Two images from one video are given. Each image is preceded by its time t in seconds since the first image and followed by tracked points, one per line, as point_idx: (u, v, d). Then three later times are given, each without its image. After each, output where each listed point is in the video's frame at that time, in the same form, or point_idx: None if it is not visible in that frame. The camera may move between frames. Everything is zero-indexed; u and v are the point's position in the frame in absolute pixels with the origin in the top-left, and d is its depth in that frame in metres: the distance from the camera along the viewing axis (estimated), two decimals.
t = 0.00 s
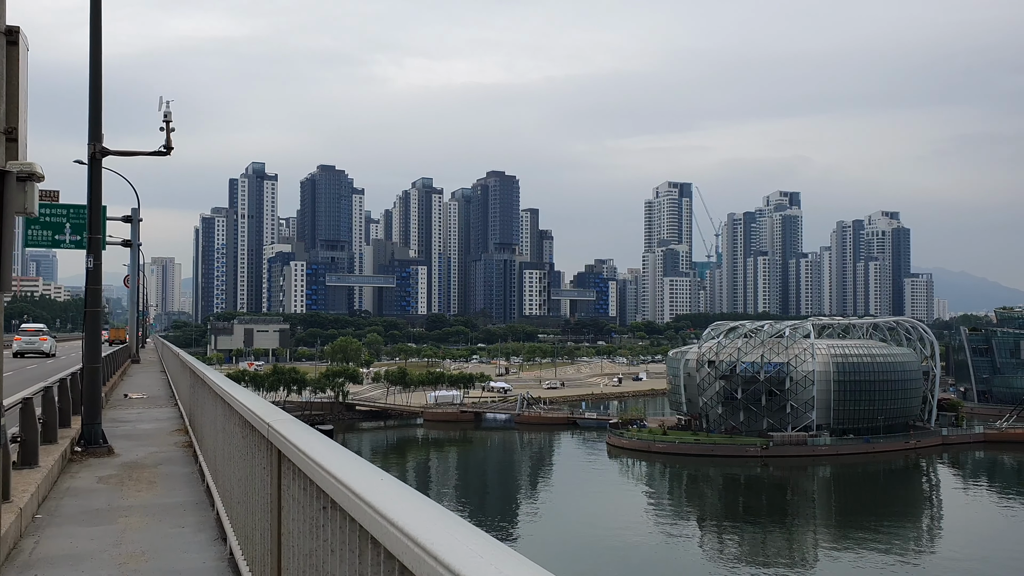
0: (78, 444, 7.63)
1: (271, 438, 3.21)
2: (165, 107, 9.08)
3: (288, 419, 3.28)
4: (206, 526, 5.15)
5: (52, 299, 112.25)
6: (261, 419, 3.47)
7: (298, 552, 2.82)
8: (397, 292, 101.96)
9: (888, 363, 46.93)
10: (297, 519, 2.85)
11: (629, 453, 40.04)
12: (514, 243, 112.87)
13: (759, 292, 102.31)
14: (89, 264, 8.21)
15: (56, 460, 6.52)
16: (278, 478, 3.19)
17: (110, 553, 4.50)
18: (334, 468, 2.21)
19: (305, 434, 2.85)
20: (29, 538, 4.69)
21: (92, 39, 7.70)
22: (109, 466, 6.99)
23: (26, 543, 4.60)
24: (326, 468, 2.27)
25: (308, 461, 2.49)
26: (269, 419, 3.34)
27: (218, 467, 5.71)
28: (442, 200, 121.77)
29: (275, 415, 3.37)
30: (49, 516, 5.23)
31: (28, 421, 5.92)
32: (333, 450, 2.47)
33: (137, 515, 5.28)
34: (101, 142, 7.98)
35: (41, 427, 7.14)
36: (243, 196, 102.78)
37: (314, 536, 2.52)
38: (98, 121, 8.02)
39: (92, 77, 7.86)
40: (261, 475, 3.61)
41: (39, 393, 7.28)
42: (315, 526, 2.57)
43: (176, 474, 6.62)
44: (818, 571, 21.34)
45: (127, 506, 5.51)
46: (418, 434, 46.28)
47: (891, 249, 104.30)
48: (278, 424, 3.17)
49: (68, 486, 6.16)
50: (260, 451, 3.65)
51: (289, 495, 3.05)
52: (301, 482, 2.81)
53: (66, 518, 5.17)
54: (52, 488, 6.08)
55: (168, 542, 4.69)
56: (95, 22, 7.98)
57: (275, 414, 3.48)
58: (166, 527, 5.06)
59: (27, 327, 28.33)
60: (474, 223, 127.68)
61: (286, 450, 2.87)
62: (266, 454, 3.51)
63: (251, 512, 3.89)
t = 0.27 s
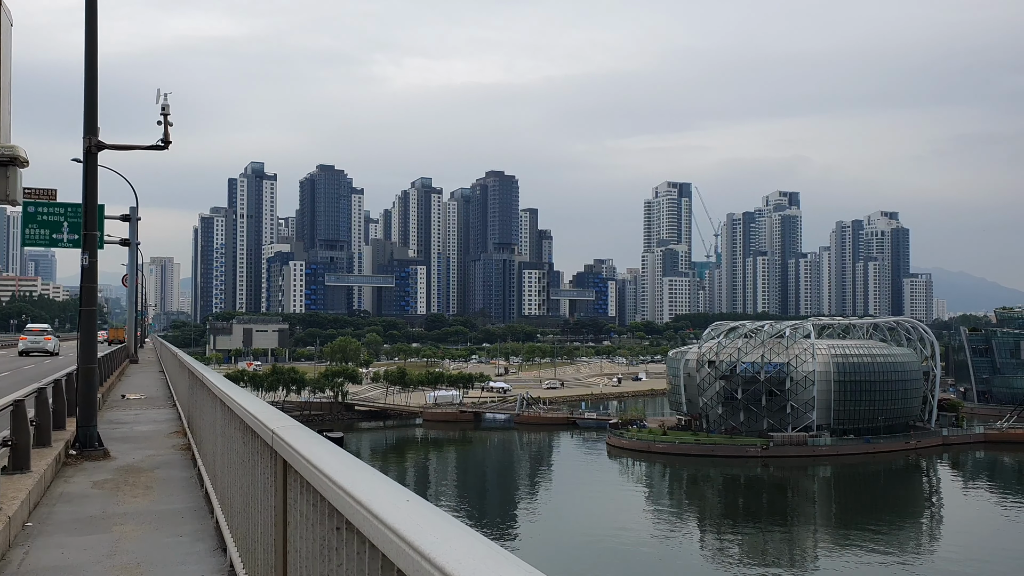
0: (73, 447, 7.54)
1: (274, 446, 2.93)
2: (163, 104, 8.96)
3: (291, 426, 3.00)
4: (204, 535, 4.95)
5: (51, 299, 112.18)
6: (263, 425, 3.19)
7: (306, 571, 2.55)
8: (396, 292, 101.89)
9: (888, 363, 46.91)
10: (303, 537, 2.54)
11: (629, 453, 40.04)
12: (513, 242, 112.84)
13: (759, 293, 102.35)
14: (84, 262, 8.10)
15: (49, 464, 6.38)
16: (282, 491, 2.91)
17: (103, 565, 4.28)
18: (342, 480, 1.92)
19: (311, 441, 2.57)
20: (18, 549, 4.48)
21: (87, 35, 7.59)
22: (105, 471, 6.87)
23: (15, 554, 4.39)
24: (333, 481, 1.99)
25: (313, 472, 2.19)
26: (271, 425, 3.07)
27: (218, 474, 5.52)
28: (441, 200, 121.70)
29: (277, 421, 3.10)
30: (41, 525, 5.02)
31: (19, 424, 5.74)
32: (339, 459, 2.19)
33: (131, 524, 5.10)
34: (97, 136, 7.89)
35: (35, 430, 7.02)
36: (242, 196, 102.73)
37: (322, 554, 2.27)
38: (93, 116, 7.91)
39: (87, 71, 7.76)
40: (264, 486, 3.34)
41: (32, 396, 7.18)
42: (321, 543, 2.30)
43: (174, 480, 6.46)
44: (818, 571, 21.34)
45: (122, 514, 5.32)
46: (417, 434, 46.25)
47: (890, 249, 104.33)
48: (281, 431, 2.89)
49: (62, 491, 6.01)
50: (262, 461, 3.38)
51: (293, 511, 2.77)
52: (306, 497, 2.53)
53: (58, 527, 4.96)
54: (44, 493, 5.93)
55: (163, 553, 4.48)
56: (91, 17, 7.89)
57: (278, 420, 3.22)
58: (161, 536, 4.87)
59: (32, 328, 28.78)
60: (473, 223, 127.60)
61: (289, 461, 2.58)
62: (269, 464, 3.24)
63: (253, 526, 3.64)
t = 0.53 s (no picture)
0: (69, 450, 7.46)
1: (282, 454, 2.68)
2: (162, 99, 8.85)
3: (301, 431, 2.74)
4: (205, 545, 4.81)
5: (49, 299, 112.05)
6: (270, 431, 2.94)
7: None
8: (395, 292, 101.77)
9: (888, 363, 46.88)
10: (316, 556, 2.33)
11: (629, 453, 40.03)
12: (512, 242, 112.77)
13: (758, 292, 102.32)
14: (81, 259, 8.02)
15: (45, 467, 6.27)
16: (291, 502, 2.66)
17: None
18: (365, 500, 1.67)
19: (328, 447, 2.31)
20: (9, 560, 4.35)
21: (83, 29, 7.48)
22: (102, 474, 6.77)
23: (6, 566, 4.24)
24: (355, 498, 1.74)
25: (332, 492, 1.94)
26: (279, 431, 2.81)
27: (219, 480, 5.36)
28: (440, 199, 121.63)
29: (286, 427, 2.85)
30: (36, 534, 4.86)
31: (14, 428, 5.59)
32: (357, 473, 1.96)
33: (128, 532, 4.98)
34: (94, 128, 7.82)
35: (29, 433, 6.92)
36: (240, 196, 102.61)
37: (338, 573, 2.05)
38: (91, 107, 7.84)
39: (85, 62, 7.70)
40: (271, 496, 3.08)
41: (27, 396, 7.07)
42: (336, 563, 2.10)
43: (172, 485, 6.35)
44: (819, 571, 21.32)
45: (120, 522, 5.17)
46: (416, 434, 46.18)
47: (890, 249, 104.32)
48: (290, 438, 2.63)
49: (57, 497, 5.87)
50: (270, 469, 3.12)
51: (305, 530, 2.51)
52: (319, 511, 2.30)
53: (52, 537, 4.80)
54: (39, 498, 5.81)
55: (161, 564, 4.34)
56: (88, 12, 7.82)
57: (289, 425, 2.95)
58: (159, 545, 4.75)
59: (37, 327, 28.96)
60: (472, 223, 127.54)
61: (300, 473, 2.35)
62: (275, 473, 3.00)
63: (260, 536, 3.40)
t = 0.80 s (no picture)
0: (65, 454, 7.37)
1: (290, 465, 2.51)
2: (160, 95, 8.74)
3: (310, 439, 2.59)
4: (205, 554, 4.69)
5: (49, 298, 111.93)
6: (274, 439, 2.78)
7: None
8: (395, 292, 101.75)
9: (889, 363, 46.86)
10: None
11: (629, 454, 40.05)
12: (512, 242, 112.80)
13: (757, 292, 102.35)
14: (77, 257, 7.96)
15: (39, 473, 6.16)
16: (299, 519, 2.50)
17: None
18: (387, 523, 1.52)
19: (340, 460, 2.15)
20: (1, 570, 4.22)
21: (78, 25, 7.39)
22: (98, 478, 6.68)
23: None
24: (374, 518, 1.59)
25: (347, 510, 1.79)
26: (285, 440, 2.66)
27: (220, 487, 5.23)
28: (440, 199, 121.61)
29: (293, 436, 2.69)
30: (30, 541, 4.74)
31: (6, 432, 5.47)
32: (375, 492, 1.80)
33: (123, 540, 4.85)
34: (90, 122, 7.76)
35: (23, 436, 6.82)
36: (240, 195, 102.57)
37: None
38: (86, 101, 7.77)
39: (81, 56, 7.64)
40: (275, 508, 2.93)
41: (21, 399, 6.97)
42: None
43: (170, 490, 6.23)
44: (820, 571, 21.36)
45: (117, 529, 5.05)
46: (416, 434, 46.16)
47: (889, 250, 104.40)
48: (297, 448, 2.47)
49: (52, 502, 5.76)
50: (273, 478, 2.97)
51: (315, 550, 2.36)
52: (329, 527, 2.15)
53: (46, 544, 4.68)
54: (33, 504, 5.69)
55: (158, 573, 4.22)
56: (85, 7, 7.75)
57: (295, 432, 2.79)
58: (156, 555, 4.62)
59: (42, 327, 29.24)
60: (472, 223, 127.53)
61: (310, 488, 2.19)
62: (280, 486, 2.84)
63: (264, 548, 3.24)
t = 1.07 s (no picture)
0: (61, 457, 7.34)
1: (296, 479, 2.44)
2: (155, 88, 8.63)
3: (316, 450, 2.51)
4: (203, 564, 4.60)
5: (48, 298, 111.81)
6: (279, 450, 2.70)
7: None
8: (395, 292, 101.74)
9: (890, 364, 46.84)
10: None
11: (630, 454, 40.07)
12: (512, 242, 112.80)
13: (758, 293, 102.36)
14: (72, 255, 7.91)
15: (33, 477, 6.09)
16: (305, 535, 2.42)
17: None
18: (393, 540, 1.45)
19: (349, 475, 2.08)
20: None
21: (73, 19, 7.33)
22: (94, 482, 6.62)
23: None
24: (376, 535, 1.54)
25: (357, 531, 1.70)
26: (290, 451, 2.58)
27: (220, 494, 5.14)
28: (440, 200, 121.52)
29: (298, 446, 2.61)
30: (22, 550, 4.64)
31: (0, 437, 5.39)
32: (387, 508, 1.72)
33: (116, 550, 4.75)
34: (85, 116, 7.75)
35: (17, 440, 6.77)
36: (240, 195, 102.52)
37: None
38: (82, 95, 7.76)
39: (76, 51, 7.63)
40: (280, 522, 2.85)
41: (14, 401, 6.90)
42: None
43: (167, 496, 6.17)
44: (821, 571, 21.44)
45: (112, 537, 4.97)
46: (416, 434, 46.14)
47: (889, 250, 104.43)
48: (305, 460, 2.39)
49: (46, 508, 5.69)
50: (279, 491, 2.89)
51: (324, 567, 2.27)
52: (338, 547, 2.08)
53: (38, 553, 4.59)
54: (26, 509, 5.61)
55: None
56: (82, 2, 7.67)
57: (301, 441, 2.71)
58: (152, 564, 4.54)
59: (45, 327, 29.34)
60: (472, 223, 127.49)
61: (317, 503, 2.11)
62: (285, 502, 2.75)
63: (268, 561, 3.17)
